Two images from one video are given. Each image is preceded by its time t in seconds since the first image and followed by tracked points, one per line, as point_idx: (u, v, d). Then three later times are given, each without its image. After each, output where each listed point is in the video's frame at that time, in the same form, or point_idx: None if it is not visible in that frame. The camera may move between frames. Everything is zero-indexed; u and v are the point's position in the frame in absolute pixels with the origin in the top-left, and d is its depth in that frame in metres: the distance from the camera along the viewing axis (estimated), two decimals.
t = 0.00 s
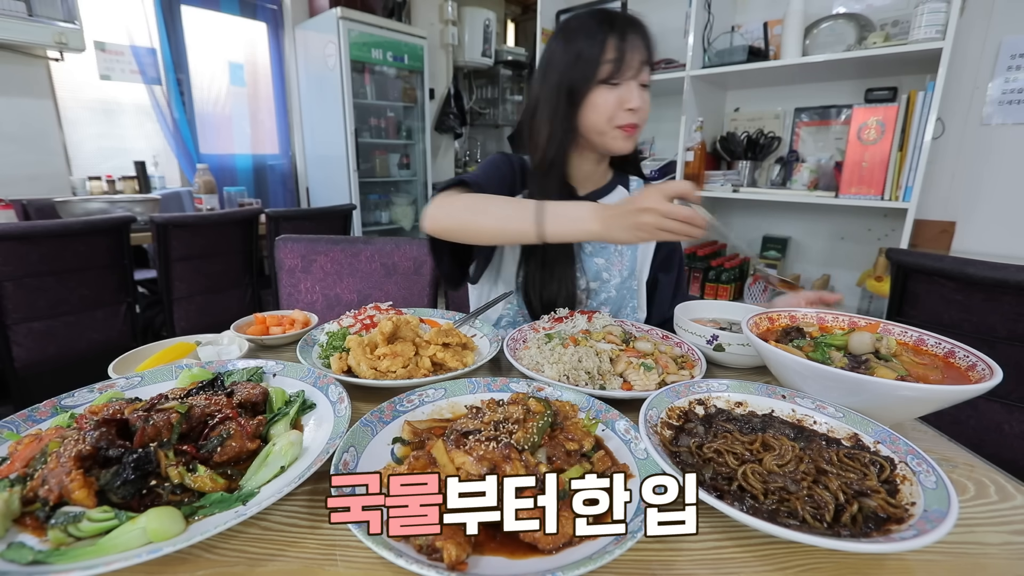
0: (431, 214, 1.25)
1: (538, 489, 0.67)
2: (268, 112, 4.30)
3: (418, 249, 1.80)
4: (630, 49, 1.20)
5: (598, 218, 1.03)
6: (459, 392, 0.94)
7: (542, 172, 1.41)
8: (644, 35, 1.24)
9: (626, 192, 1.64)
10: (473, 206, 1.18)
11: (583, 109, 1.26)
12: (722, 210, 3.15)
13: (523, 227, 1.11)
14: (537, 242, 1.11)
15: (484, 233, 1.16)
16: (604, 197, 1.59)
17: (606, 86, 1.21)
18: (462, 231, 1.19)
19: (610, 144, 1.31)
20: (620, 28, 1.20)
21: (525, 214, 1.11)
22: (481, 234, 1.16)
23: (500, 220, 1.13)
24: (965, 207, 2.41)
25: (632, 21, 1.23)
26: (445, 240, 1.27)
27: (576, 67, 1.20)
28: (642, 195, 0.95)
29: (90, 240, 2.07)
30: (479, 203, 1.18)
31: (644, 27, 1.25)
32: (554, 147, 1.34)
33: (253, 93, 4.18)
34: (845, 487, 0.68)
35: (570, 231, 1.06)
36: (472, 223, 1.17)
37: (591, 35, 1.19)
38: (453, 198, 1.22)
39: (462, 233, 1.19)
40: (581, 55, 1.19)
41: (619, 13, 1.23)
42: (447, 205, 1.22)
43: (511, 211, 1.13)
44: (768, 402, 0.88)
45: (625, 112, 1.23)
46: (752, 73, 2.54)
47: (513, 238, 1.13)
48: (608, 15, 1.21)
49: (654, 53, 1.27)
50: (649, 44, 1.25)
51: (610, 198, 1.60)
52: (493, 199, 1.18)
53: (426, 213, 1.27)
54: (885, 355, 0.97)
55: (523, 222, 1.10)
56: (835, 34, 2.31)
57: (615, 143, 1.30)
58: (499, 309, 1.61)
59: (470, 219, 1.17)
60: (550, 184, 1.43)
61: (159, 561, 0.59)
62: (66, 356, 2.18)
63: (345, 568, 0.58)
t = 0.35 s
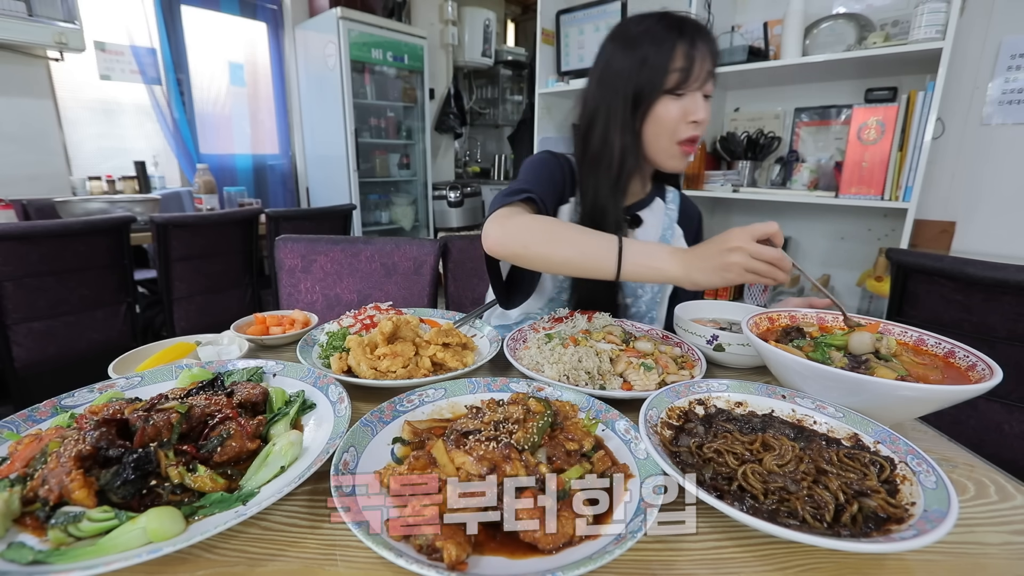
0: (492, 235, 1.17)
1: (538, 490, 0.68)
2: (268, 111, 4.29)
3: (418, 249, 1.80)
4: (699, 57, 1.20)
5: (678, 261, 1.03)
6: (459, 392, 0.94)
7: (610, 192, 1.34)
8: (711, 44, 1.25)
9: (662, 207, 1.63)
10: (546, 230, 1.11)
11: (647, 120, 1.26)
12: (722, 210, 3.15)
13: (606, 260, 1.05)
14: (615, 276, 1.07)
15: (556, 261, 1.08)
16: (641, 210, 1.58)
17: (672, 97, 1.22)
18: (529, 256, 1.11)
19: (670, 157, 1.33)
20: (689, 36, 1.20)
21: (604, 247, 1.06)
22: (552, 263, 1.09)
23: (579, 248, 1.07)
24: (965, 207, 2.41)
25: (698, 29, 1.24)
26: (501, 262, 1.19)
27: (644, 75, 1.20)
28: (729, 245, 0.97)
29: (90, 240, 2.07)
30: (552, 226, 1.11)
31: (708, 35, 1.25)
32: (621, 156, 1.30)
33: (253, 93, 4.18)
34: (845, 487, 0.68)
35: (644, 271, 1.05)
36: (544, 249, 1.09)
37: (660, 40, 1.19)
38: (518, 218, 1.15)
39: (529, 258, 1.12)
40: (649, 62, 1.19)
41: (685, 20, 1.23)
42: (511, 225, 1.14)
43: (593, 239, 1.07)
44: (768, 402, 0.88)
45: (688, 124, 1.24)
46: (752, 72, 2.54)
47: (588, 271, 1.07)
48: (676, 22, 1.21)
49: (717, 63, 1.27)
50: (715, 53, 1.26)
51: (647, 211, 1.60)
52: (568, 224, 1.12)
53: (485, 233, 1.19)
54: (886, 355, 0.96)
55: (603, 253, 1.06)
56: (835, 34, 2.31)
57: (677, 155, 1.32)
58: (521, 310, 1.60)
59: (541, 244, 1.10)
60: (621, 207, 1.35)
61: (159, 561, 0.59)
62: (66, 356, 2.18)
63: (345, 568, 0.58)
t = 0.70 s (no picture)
0: (494, 240, 1.14)
1: (537, 490, 0.68)
2: (268, 112, 4.29)
3: (418, 249, 1.81)
4: (744, 72, 1.19)
5: (683, 268, 1.03)
6: (459, 392, 0.94)
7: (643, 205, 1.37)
8: (758, 57, 1.23)
9: (686, 218, 1.63)
10: (552, 238, 1.10)
11: (686, 134, 1.26)
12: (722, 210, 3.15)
13: (610, 272, 1.06)
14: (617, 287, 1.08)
15: (560, 269, 1.08)
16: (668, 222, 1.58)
17: (713, 112, 1.22)
18: (533, 264, 1.10)
19: (707, 172, 1.33)
20: (735, 48, 1.19)
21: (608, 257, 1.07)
22: (555, 272, 1.09)
23: (584, 258, 1.07)
24: (965, 208, 2.41)
25: (746, 41, 1.22)
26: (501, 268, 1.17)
27: (686, 88, 1.20)
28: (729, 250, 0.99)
29: (90, 240, 2.07)
30: (558, 236, 1.10)
31: (755, 45, 1.24)
32: (656, 169, 1.31)
33: (253, 93, 4.17)
34: (845, 487, 0.68)
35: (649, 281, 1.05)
36: (548, 257, 1.09)
37: (705, 53, 1.18)
38: (522, 225, 1.13)
39: (532, 266, 1.11)
40: (692, 74, 1.19)
41: (733, 30, 1.22)
42: (516, 232, 1.12)
43: (598, 250, 1.07)
44: (768, 402, 0.88)
45: (729, 140, 1.24)
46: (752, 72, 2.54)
47: (591, 280, 1.08)
48: (723, 33, 1.20)
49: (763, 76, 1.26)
50: (761, 67, 1.24)
51: (673, 222, 1.59)
52: (572, 232, 1.11)
53: (486, 237, 1.16)
54: (886, 355, 0.97)
55: (607, 264, 1.06)
56: (835, 34, 2.31)
57: (714, 171, 1.32)
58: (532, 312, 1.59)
59: (546, 252, 1.09)
60: (656, 219, 1.39)
61: (159, 561, 0.59)
62: (66, 356, 2.18)
63: (345, 568, 0.58)
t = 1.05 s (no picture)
0: (493, 244, 1.12)
1: (538, 490, 0.68)
2: (268, 111, 4.29)
3: (418, 249, 1.81)
4: (757, 79, 1.19)
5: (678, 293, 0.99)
6: (459, 392, 0.94)
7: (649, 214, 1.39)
8: (773, 63, 1.22)
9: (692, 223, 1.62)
10: (548, 244, 1.05)
11: (696, 141, 1.26)
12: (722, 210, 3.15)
13: (606, 282, 1.02)
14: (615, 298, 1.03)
15: (553, 276, 1.04)
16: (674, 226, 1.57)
17: (724, 120, 1.22)
18: (528, 270, 1.07)
19: (716, 180, 1.33)
20: (750, 55, 1.18)
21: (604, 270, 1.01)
22: (549, 281, 1.05)
23: (579, 265, 1.02)
24: (966, 208, 2.41)
25: (761, 46, 1.21)
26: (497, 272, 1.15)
27: (698, 94, 1.19)
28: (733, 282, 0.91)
29: (90, 240, 2.07)
30: (555, 240, 1.06)
31: (770, 51, 1.23)
32: (664, 176, 1.32)
33: (253, 93, 4.17)
34: (845, 487, 0.68)
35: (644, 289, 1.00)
36: (542, 264, 1.05)
37: (719, 59, 1.17)
38: (521, 228, 1.10)
39: (527, 272, 1.07)
40: (705, 80, 1.18)
41: (748, 36, 1.21)
42: (514, 235, 1.09)
43: (594, 258, 1.02)
44: (768, 402, 0.88)
45: (739, 150, 1.24)
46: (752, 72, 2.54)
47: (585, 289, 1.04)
48: (738, 38, 1.19)
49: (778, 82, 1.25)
50: (776, 73, 1.23)
51: (679, 227, 1.59)
52: (571, 237, 1.06)
53: (486, 240, 1.14)
54: (886, 355, 0.97)
55: (604, 274, 1.01)
56: (835, 34, 2.31)
57: (722, 178, 1.32)
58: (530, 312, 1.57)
59: (540, 259, 1.05)
60: (660, 227, 1.42)
61: (160, 561, 0.59)
62: (66, 356, 2.18)
63: (345, 568, 0.58)
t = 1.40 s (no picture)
0: (482, 229, 1.11)
1: (538, 490, 0.68)
2: (268, 111, 4.29)
3: (418, 249, 1.80)
4: (763, 82, 1.18)
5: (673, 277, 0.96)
6: (459, 392, 0.94)
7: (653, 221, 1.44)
8: (781, 66, 1.21)
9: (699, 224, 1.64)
10: (540, 229, 1.05)
11: (701, 146, 1.26)
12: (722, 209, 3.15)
13: (598, 267, 1.00)
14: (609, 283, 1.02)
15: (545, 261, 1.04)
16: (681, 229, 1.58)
17: (729, 125, 1.21)
18: (517, 255, 1.06)
19: (720, 187, 1.33)
20: (755, 58, 1.17)
21: (598, 254, 1.00)
22: (540, 266, 1.05)
23: (570, 249, 1.02)
24: (966, 208, 2.41)
25: (768, 49, 1.20)
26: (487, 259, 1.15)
27: (703, 98, 1.19)
28: (729, 261, 0.88)
29: (90, 240, 2.07)
30: (545, 224, 1.05)
31: (778, 54, 1.21)
32: (667, 181, 1.34)
33: (253, 93, 4.17)
34: (845, 487, 0.68)
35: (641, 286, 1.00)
36: (533, 248, 1.04)
37: (724, 62, 1.17)
38: (511, 214, 1.09)
39: (517, 257, 1.07)
40: (709, 84, 1.18)
41: (755, 38, 1.20)
42: (504, 221, 1.09)
43: (586, 240, 1.01)
44: (768, 402, 0.88)
45: (744, 155, 1.24)
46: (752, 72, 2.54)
47: (577, 273, 1.03)
48: (744, 40, 1.19)
49: (786, 85, 1.23)
50: (784, 75, 1.22)
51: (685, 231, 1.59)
52: (563, 222, 1.06)
53: (474, 227, 1.13)
54: (886, 355, 0.97)
55: (597, 259, 1.00)
56: (835, 34, 2.31)
57: (728, 184, 1.32)
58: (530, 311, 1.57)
59: (531, 243, 1.05)
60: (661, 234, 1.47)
61: (160, 561, 0.59)
62: (66, 356, 2.18)
63: (345, 568, 0.58)
